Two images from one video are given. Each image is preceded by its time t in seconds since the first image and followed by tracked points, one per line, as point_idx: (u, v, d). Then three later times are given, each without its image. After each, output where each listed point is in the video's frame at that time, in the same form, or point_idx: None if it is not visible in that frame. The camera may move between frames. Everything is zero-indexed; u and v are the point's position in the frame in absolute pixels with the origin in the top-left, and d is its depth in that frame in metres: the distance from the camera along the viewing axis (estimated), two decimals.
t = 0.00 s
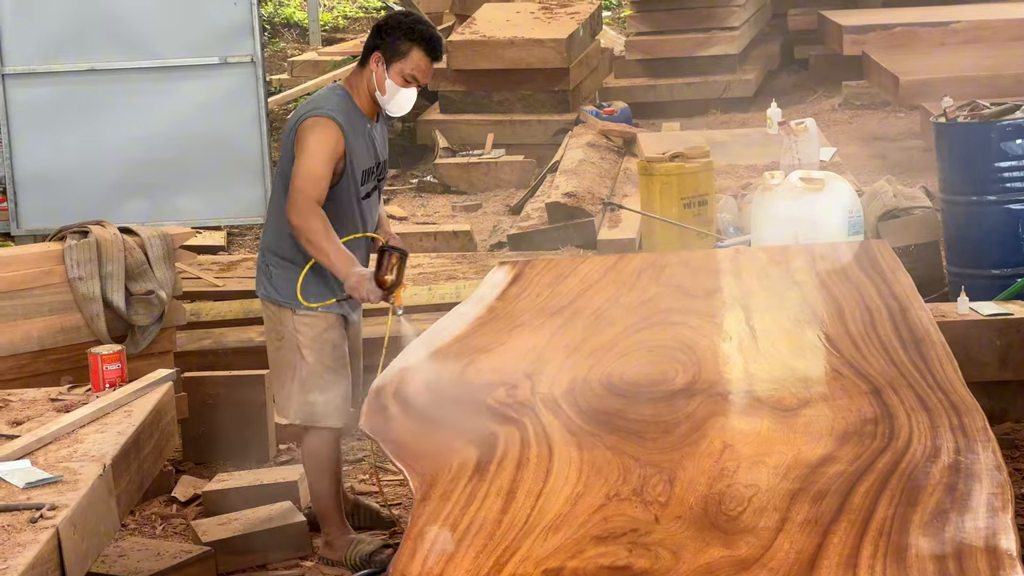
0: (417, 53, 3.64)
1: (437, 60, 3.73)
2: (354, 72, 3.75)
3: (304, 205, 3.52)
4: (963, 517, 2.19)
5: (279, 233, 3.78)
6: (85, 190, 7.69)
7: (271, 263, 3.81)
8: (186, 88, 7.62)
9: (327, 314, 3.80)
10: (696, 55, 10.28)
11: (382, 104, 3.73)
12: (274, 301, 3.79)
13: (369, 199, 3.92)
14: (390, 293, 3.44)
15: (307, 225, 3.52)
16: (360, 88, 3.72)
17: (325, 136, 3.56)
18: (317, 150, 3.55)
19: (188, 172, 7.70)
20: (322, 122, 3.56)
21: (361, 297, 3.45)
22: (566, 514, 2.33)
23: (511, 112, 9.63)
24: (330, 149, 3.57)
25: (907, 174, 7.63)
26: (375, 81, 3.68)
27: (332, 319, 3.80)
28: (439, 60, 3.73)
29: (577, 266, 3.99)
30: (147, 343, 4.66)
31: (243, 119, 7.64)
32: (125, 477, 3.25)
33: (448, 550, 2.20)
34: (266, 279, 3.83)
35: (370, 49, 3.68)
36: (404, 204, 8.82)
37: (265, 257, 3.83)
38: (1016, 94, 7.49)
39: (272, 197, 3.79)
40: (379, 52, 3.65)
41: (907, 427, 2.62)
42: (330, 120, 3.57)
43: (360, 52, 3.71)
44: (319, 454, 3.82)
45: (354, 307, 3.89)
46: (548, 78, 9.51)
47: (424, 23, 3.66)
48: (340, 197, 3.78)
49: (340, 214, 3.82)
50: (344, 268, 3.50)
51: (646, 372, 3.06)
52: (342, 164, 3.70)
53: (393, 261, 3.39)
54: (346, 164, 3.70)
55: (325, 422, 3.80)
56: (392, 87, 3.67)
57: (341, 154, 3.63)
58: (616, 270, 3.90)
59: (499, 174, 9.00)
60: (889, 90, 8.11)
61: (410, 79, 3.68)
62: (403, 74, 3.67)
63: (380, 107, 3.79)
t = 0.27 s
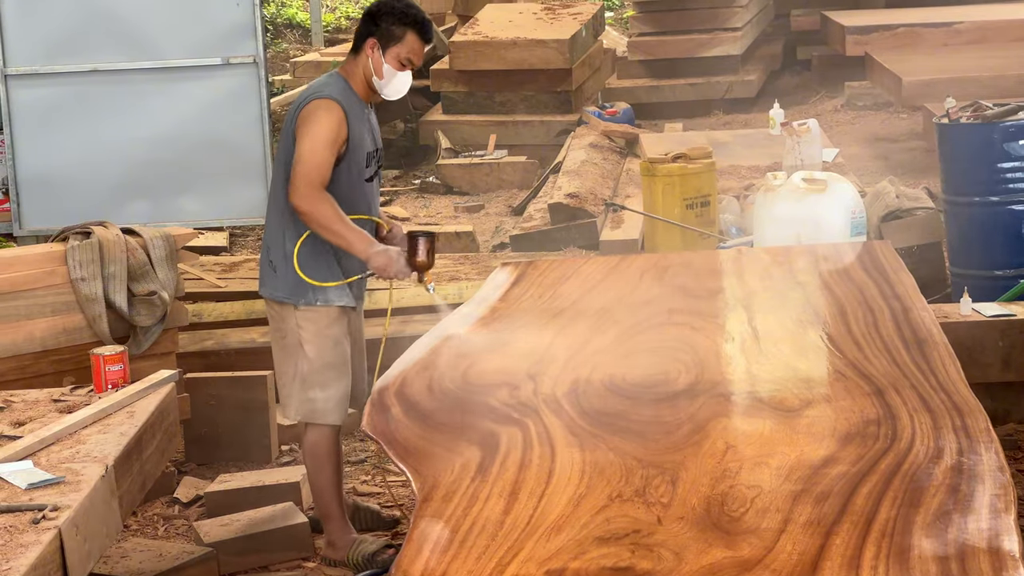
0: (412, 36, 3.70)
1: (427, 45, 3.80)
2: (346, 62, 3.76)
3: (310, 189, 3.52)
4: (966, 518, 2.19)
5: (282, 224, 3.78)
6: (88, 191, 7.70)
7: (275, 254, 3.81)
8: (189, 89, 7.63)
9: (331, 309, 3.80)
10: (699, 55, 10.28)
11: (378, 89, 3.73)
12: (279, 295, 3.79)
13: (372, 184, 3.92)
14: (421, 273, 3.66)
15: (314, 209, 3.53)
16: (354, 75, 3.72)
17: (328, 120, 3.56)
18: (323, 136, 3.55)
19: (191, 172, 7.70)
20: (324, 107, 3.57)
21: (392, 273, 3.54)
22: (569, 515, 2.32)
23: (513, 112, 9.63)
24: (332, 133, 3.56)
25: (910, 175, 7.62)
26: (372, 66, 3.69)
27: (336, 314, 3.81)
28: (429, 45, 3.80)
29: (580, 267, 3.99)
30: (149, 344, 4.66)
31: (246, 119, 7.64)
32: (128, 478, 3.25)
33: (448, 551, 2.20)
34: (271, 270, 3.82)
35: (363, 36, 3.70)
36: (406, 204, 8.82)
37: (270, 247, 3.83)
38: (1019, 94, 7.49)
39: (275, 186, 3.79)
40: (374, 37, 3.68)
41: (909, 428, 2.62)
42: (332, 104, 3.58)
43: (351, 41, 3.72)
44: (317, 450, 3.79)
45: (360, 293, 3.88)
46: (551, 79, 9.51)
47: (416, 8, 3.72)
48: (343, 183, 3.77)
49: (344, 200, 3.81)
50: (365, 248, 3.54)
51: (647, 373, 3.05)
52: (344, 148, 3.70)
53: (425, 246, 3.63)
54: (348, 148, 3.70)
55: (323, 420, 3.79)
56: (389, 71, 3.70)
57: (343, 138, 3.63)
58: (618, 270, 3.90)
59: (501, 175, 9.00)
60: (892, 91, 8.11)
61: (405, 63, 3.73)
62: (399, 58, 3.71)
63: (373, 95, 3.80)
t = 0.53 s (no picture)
0: (404, 27, 3.78)
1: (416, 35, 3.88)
2: (338, 53, 3.80)
3: (339, 180, 3.59)
4: (967, 518, 2.19)
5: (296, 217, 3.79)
6: (90, 191, 7.70)
7: (285, 250, 3.82)
8: (191, 89, 7.63)
9: (342, 300, 3.81)
10: (701, 56, 10.27)
11: (373, 80, 3.80)
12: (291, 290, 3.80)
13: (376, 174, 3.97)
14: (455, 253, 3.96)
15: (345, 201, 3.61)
16: (349, 67, 3.78)
17: (345, 110, 3.61)
18: (342, 127, 3.60)
19: (193, 173, 7.70)
20: (339, 98, 3.62)
21: (430, 257, 3.73)
22: (571, 515, 2.32)
23: (515, 113, 9.63)
24: (351, 122, 3.62)
25: (912, 176, 7.61)
26: (368, 58, 3.75)
27: (347, 306, 3.82)
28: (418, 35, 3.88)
29: (583, 267, 3.99)
30: (151, 344, 4.66)
31: (248, 119, 7.64)
32: (129, 478, 3.25)
33: (449, 550, 2.20)
34: (284, 265, 3.82)
35: (356, 28, 3.75)
36: (408, 205, 8.82)
37: (281, 243, 3.83)
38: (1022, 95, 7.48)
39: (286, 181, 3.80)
40: (368, 29, 3.74)
41: (911, 428, 2.62)
42: (347, 94, 3.63)
43: (344, 33, 3.77)
44: (322, 442, 3.82)
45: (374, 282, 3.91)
46: (553, 80, 9.51)
47: None
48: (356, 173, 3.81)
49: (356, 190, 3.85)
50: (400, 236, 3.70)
51: (649, 374, 3.05)
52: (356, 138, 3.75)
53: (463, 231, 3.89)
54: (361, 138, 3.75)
55: (334, 412, 3.81)
56: (385, 61, 3.76)
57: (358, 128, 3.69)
58: (620, 271, 3.90)
59: (503, 175, 8.99)
60: (894, 91, 8.10)
61: (399, 53, 3.80)
62: (394, 49, 3.78)
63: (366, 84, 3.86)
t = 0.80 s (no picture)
0: (402, 24, 3.77)
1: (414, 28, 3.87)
2: (338, 51, 3.82)
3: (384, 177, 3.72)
4: (969, 518, 2.19)
5: (313, 214, 3.78)
6: (93, 190, 7.70)
7: (297, 248, 3.80)
8: (195, 88, 7.64)
9: (350, 294, 3.83)
10: (703, 55, 10.27)
11: (373, 76, 3.83)
12: (305, 286, 3.79)
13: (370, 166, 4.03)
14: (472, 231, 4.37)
15: (388, 196, 3.76)
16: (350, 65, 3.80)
17: (374, 109, 3.67)
18: (373, 127, 3.67)
19: (196, 172, 7.71)
20: (366, 96, 3.67)
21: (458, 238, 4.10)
22: (574, 514, 2.32)
23: (518, 112, 9.63)
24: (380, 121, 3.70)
25: (915, 175, 7.61)
26: (368, 56, 3.77)
27: (354, 300, 3.85)
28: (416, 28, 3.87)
29: (585, 266, 3.99)
30: (154, 343, 4.67)
31: (252, 119, 7.66)
32: (132, 477, 3.25)
33: (452, 549, 2.20)
34: (297, 262, 3.80)
35: (353, 28, 3.75)
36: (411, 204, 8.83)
37: (294, 240, 3.81)
38: None
39: (299, 177, 3.78)
40: (367, 28, 3.74)
41: (914, 427, 2.62)
42: (372, 93, 3.69)
43: (342, 31, 3.77)
44: (329, 436, 3.82)
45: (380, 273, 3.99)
46: (556, 79, 9.51)
47: None
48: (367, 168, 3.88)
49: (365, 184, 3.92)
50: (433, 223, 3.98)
51: (651, 373, 3.05)
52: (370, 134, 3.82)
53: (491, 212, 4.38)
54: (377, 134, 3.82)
55: (347, 402, 3.83)
56: (385, 59, 3.78)
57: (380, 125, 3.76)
58: (623, 270, 3.91)
59: (506, 174, 9.00)
60: (897, 90, 8.10)
61: (398, 49, 3.81)
62: (393, 45, 3.79)
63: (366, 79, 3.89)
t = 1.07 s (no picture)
0: (402, 26, 3.78)
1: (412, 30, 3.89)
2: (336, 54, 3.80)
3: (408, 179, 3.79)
4: (973, 517, 2.19)
5: (321, 214, 3.78)
6: (96, 190, 7.71)
7: (302, 247, 3.79)
8: (197, 88, 7.64)
9: (351, 293, 3.86)
10: (706, 55, 10.26)
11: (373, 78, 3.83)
12: (310, 284, 3.79)
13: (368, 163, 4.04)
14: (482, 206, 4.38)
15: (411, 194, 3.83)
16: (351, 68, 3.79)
17: (391, 113, 3.70)
18: (391, 131, 3.70)
19: (199, 172, 7.72)
20: (383, 101, 3.68)
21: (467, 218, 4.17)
22: (576, 514, 2.32)
23: (521, 112, 9.63)
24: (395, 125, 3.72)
25: (918, 174, 7.60)
26: (369, 58, 3.76)
27: (354, 298, 3.87)
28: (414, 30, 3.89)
29: (588, 265, 3.99)
30: (157, 343, 4.67)
31: (255, 119, 7.67)
32: (136, 477, 3.25)
33: (455, 549, 2.20)
34: (302, 262, 3.80)
35: (353, 30, 3.74)
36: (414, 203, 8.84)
37: (298, 239, 3.80)
38: None
39: (306, 177, 3.77)
40: (368, 31, 3.74)
41: (916, 427, 2.62)
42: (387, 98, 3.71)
43: (341, 33, 3.76)
44: (323, 434, 3.84)
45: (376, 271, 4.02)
46: (558, 79, 9.50)
47: None
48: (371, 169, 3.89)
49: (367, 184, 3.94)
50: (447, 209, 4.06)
51: (654, 373, 3.05)
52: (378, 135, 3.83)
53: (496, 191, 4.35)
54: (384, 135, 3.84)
55: (341, 401, 3.87)
56: (386, 61, 3.78)
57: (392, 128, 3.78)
58: (626, 270, 3.91)
59: (509, 174, 9.00)
60: (899, 89, 8.09)
61: (398, 51, 3.82)
62: (393, 48, 3.80)
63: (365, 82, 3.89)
